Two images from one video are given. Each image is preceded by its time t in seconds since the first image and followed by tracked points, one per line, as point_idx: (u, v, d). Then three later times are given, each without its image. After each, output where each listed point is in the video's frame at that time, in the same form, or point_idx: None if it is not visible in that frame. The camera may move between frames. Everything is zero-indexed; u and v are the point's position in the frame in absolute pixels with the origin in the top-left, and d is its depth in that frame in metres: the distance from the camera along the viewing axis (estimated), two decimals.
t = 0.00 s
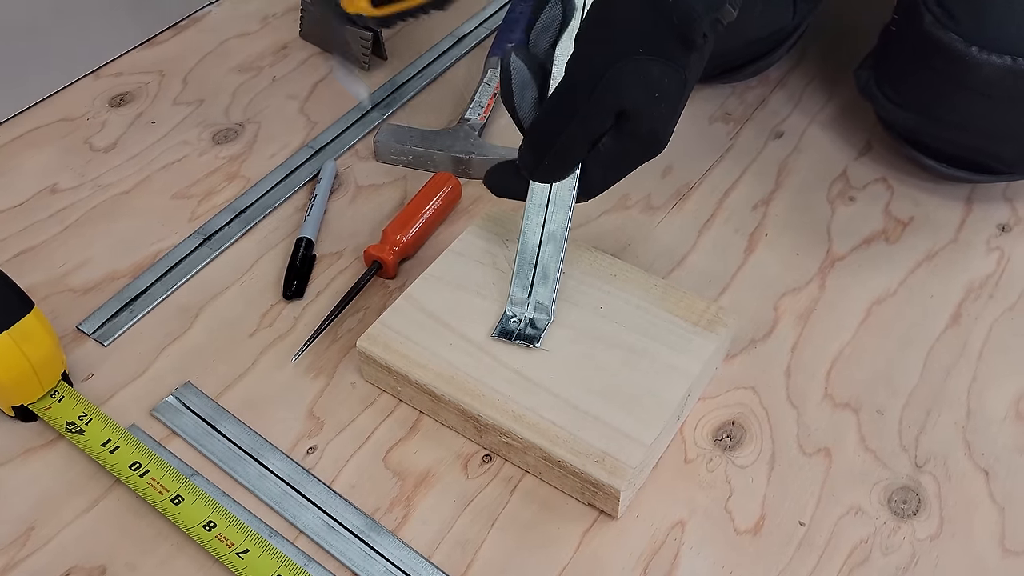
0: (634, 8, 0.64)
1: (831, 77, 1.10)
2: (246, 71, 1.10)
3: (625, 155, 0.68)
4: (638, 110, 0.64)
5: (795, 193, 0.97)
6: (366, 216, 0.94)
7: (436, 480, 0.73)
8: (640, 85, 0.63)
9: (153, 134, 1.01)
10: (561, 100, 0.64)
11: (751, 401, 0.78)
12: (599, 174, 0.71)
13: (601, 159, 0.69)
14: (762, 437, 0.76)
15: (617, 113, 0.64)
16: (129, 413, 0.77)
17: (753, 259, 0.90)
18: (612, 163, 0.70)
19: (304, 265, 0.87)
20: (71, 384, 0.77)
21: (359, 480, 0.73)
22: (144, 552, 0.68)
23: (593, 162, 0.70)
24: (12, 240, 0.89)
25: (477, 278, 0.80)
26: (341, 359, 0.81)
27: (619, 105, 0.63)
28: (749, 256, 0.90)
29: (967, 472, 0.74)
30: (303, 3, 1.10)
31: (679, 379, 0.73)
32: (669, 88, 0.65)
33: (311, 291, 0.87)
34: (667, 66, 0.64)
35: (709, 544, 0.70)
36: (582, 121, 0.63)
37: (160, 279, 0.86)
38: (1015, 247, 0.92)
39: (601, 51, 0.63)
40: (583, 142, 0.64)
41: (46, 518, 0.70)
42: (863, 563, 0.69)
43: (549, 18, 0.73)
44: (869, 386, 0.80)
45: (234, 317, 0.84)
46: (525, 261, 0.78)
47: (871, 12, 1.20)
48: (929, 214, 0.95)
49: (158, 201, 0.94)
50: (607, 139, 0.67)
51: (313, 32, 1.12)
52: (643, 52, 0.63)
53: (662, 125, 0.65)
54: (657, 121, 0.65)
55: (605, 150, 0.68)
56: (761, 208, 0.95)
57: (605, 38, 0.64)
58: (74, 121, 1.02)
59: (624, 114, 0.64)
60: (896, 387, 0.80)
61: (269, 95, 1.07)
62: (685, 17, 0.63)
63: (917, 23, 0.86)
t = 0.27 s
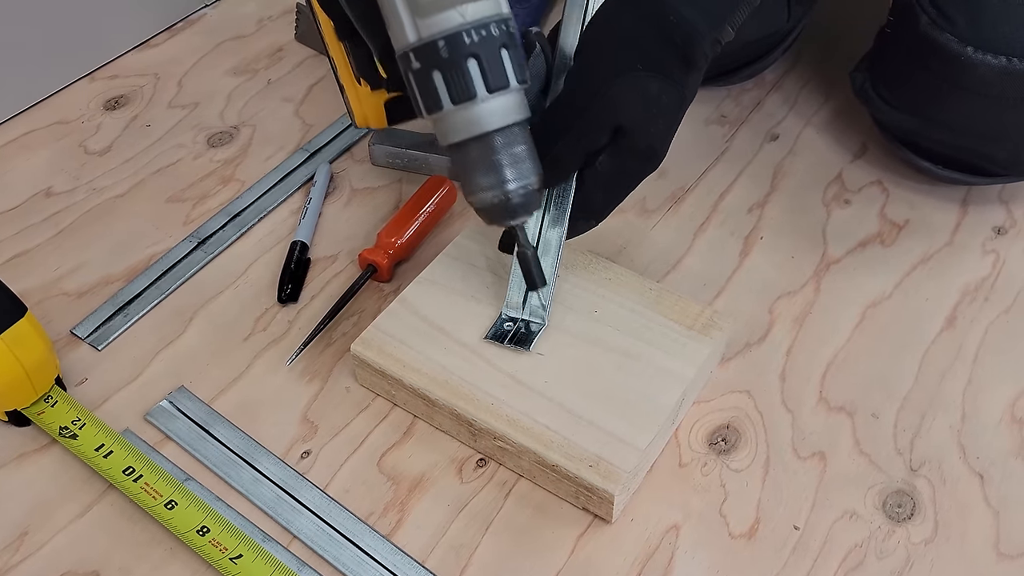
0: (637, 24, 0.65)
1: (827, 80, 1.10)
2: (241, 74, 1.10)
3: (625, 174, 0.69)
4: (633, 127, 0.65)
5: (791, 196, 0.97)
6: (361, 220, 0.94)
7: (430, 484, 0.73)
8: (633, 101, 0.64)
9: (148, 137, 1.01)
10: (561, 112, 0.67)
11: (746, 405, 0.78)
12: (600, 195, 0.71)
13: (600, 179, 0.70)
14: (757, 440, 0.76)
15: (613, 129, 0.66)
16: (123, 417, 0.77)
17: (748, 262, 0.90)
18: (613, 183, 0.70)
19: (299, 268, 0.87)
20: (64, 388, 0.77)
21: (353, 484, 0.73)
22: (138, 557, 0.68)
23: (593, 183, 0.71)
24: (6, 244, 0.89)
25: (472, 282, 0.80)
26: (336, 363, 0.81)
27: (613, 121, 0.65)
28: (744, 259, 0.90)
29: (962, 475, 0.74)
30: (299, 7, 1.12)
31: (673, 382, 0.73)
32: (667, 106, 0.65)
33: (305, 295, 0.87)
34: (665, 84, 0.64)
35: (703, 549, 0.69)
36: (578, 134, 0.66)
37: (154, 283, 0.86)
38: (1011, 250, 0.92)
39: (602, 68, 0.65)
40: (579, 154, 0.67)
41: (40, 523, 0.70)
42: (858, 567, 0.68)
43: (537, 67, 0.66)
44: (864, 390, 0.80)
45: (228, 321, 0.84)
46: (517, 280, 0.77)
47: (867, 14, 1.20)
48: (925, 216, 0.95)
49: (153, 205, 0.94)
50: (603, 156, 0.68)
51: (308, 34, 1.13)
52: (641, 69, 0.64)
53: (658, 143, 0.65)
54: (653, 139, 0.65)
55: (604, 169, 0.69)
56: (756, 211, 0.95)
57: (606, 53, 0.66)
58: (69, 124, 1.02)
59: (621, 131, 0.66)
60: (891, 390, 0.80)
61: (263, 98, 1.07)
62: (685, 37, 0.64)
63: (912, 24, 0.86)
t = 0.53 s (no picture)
0: (631, 29, 0.63)
1: (823, 79, 1.10)
2: (236, 73, 1.09)
3: (620, 178, 0.68)
4: (630, 135, 0.63)
5: (787, 194, 0.97)
6: (357, 218, 0.93)
7: (425, 483, 0.73)
8: (629, 109, 0.62)
9: (143, 135, 1.01)
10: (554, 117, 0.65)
11: (742, 403, 0.78)
12: (594, 198, 0.71)
13: (594, 183, 0.70)
14: (753, 439, 0.76)
15: (609, 136, 0.64)
16: (117, 416, 0.77)
17: (744, 260, 0.90)
18: (607, 186, 0.70)
19: (294, 267, 0.87)
20: (59, 387, 0.77)
21: (348, 483, 0.73)
22: (132, 556, 0.68)
23: (586, 188, 0.70)
24: None
25: (467, 281, 0.80)
26: (331, 362, 0.81)
27: (609, 129, 0.63)
28: (740, 258, 0.90)
29: (957, 474, 0.74)
30: (295, 5, 1.13)
31: (668, 381, 0.72)
32: (664, 113, 0.63)
33: (300, 294, 0.86)
34: (662, 91, 0.63)
35: (698, 547, 0.69)
36: (573, 141, 0.65)
37: (149, 282, 0.86)
38: (1007, 248, 0.92)
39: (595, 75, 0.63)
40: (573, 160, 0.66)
41: (33, 522, 0.70)
42: (853, 566, 0.68)
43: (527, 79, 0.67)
44: (859, 389, 0.79)
45: (223, 319, 0.84)
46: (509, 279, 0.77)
47: (863, 12, 1.20)
48: (921, 215, 0.95)
49: (148, 204, 0.94)
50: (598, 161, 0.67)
51: (304, 33, 1.13)
52: (637, 77, 0.62)
53: (654, 150, 0.64)
54: (650, 146, 0.64)
55: (599, 173, 0.69)
56: (752, 209, 0.95)
57: (600, 59, 0.64)
58: (64, 123, 1.01)
59: (616, 138, 0.64)
60: (887, 388, 0.80)
61: (259, 97, 1.07)
62: (682, 42, 0.62)
63: (908, 22, 0.86)
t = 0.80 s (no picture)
0: (634, 36, 0.64)
1: (820, 80, 1.10)
2: (233, 75, 1.09)
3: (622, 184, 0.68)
4: (634, 141, 0.63)
5: (783, 196, 0.97)
6: (353, 220, 0.93)
7: (420, 486, 0.73)
8: (632, 113, 0.62)
9: (139, 137, 1.01)
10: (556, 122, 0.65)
11: (737, 406, 0.78)
12: (594, 201, 0.70)
13: (596, 187, 0.69)
14: (749, 441, 0.76)
15: (612, 142, 0.64)
16: (112, 419, 0.76)
17: (740, 262, 0.90)
18: (607, 191, 0.69)
19: (290, 269, 0.87)
20: (54, 390, 0.77)
21: (343, 486, 0.73)
22: (127, 559, 0.68)
23: (589, 192, 0.70)
24: None
25: (462, 283, 0.80)
26: (326, 364, 0.81)
27: (613, 136, 0.63)
28: (736, 260, 0.90)
29: (953, 476, 0.74)
30: (291, 7, 1.13)
31: (664, 384, 0.72)
32: (667, 118, 0.64)
33: (296, 296, 0.86)
34: (666, 96, 0.63)
35: (694, 550, 0.69)
36: (576, 146, 0.64)
37: (145, 284, 0.86)
38: (1003, 250, 0.92)
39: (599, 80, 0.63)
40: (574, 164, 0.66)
41: (28, 526, 0.70)
42: (849, 568, 0.68)
43: (519, 83, 0.67)
44: (855, 391, 0.79)
45: (219, 322, 0.84)
46: (506, 279, 0.77)
47: (860, 13, 1.19)
48: (917, 217, 0.95)
49: (144, 206, 0.94)
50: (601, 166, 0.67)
51: (300, 35, 1.13)
52: (640, 82, 0.63)
53: (657, 154, 0.64)
54: (653, 151, 0.64)
55: (601, 179, 0.68)
56: (748, 211, 0.95)
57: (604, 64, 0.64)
58: (60, 124, 1.01)
59: (619, 143, 0.64)
60: (883, 390, 0.80)
61: (255, 98, 1.07)
62: (687, 47, 0.63)
63: (907, 23, 0.86)
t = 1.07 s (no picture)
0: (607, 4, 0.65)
1: (816, 78, 1.10)
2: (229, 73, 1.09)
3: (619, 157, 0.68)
4: (616, 107, 0.65)
5: (780, 194, 0.96)
6: (349, 218, 0.93)
7: (415, 484, 0.73)
8: (612, 78, 0.64)
9: (135, 136, 1.01)
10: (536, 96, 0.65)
11: (733, 404, 0.78)
12: (597, 182, 0.68)
13: (594, 164, 0.67)
14: (745, 439, 0.76)
15: (596, 109, 0.65)
16: (107, 418, 0.76)
17: (737, 260, 0.90)
18: (608, 169, 0.68)
19: (286, 267, 0.86)
20: (49, 388, 0.77)
21: (339, 484, 0.73)
22: (121, 558, 0.68)
23: (589, 171, 0.68)
24: None
25: (458, 281, 0.80)
26: (322, 362, 0.81)
27: (595, 102, 0.64)
28: (732, 258, 0.90)
29: (949, 474, 0.74)
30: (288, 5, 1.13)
31: (660, 381, 0.72)
32: (648, 82, 0.65)
33: (292, 294, 0.86)
34: (640, 60, 0.65)
35: (690, 548, 0.69)
36: (562, 119, 0.65)
37: (140, 282, 0.86)
38: (1000, 248, 0.92)
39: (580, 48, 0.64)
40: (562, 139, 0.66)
41: (22, 524, 0.70)
42: (845, 566, 0.68)
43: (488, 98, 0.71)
44: (851, 389, 0.79)
45: (214, 320, 0.84)
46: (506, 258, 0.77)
47: (857, 12, 1.19)
48: (914, 215, 0.95)
49: (140, 204, 0.93)
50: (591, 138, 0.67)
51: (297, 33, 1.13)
52: (618, 47, 0.64)
53: (645, 121, 0.66)
54: (639, 117, 0.66)
55: (594, 153, 0.67)
56: (745, 209, 0.95)
57: (578, 34, 0.64)
58: (56, 123, 1.01)
59: (603, 110, 0.65)
60: (879, 388, 0.79)
61: (251, 97, 1.07)
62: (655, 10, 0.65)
63: (904, 20, 0.86)
